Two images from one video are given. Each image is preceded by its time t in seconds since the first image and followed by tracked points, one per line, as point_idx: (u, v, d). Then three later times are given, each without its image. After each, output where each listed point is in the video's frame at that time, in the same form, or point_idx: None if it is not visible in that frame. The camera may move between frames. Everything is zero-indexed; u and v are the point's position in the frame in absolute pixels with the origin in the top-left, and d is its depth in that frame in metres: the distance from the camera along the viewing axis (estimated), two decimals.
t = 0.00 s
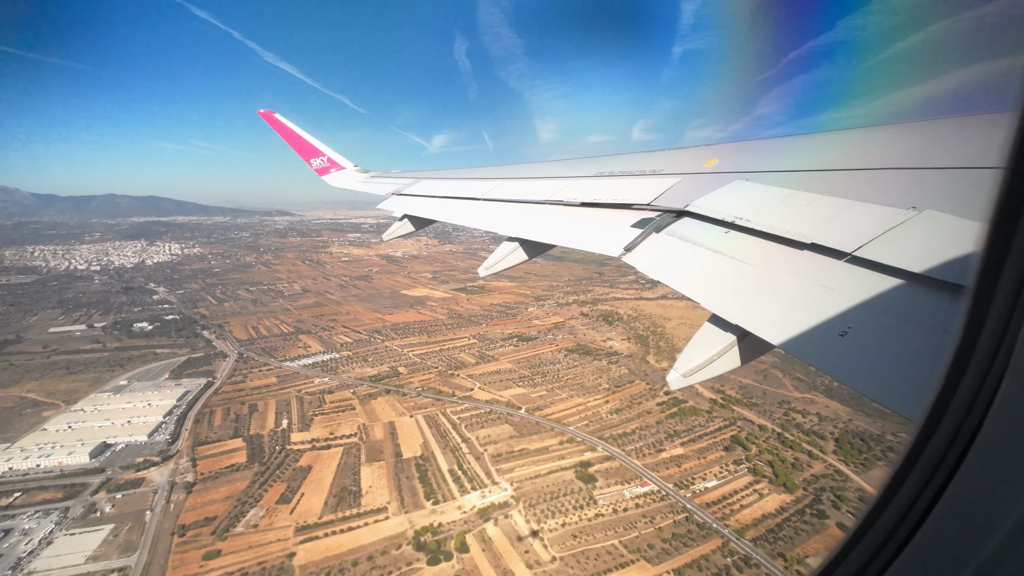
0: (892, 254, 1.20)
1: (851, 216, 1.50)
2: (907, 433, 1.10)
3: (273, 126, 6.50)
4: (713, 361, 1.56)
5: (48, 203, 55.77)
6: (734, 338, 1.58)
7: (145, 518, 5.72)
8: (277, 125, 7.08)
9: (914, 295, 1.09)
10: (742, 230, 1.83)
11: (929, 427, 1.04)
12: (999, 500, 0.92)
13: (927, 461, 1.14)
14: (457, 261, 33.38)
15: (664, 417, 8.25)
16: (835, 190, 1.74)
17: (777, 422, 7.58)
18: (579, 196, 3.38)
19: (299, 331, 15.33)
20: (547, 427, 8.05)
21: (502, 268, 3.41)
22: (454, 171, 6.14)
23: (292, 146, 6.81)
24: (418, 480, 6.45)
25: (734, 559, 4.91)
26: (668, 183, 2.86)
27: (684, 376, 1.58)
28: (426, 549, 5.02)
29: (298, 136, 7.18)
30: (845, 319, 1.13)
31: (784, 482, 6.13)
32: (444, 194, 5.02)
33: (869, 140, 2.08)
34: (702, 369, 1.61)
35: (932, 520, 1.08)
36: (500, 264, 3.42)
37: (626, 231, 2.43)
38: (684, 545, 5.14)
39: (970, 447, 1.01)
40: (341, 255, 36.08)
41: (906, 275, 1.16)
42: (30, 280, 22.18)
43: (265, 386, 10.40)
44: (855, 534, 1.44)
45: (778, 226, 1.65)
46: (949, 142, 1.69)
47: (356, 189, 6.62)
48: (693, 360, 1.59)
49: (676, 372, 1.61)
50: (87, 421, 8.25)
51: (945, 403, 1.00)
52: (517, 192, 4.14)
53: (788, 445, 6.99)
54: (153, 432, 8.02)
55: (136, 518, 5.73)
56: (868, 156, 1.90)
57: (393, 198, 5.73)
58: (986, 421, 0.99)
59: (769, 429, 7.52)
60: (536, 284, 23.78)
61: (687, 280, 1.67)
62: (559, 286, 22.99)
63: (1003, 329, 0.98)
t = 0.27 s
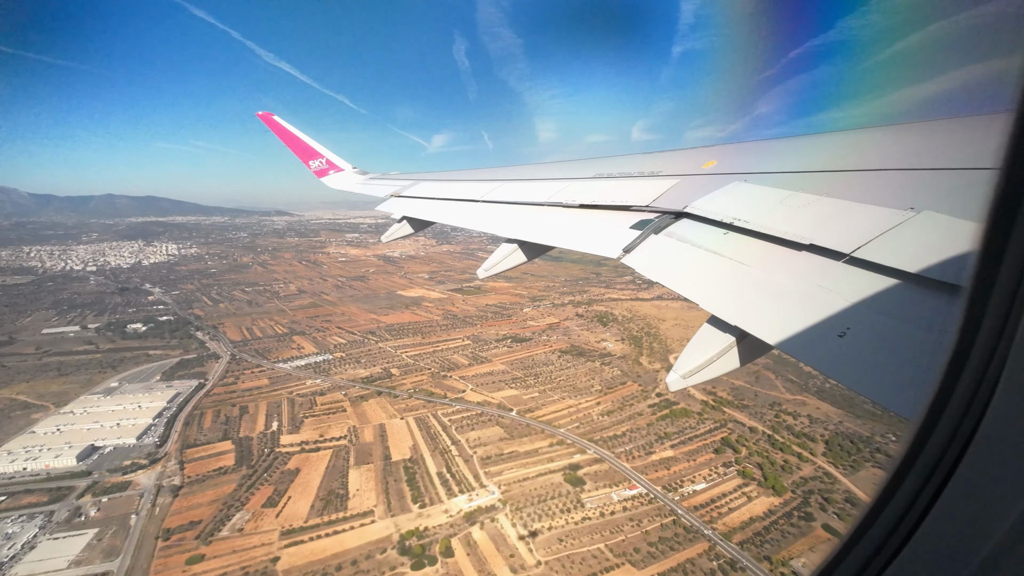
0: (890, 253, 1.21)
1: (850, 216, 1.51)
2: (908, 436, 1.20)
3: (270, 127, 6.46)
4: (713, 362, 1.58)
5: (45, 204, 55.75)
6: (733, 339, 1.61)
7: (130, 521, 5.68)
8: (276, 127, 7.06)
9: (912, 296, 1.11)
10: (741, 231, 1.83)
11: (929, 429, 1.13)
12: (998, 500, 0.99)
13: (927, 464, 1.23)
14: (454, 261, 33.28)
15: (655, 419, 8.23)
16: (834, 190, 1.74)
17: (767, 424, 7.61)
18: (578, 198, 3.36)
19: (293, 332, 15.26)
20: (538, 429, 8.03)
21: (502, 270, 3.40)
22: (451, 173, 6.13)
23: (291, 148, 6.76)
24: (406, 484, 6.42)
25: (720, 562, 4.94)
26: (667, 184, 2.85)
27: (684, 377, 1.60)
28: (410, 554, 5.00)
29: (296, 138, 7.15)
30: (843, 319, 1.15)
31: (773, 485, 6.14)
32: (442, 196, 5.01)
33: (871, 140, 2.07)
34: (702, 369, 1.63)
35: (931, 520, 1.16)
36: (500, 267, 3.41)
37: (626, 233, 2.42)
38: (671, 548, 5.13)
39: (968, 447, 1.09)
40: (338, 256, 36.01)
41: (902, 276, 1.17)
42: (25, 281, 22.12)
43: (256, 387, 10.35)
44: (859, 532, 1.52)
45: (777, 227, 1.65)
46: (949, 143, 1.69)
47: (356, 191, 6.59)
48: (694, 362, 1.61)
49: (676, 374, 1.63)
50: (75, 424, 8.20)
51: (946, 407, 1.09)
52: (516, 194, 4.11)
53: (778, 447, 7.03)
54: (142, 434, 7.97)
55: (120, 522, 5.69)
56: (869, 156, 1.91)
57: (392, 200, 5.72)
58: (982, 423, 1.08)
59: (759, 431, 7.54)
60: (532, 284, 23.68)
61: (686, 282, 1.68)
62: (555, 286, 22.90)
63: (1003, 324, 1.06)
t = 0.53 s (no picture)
0: (889, 254, 1.20)
1: (849, 217, 1.49)
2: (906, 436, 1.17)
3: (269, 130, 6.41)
4: (711, 363, 1.55)
5: (43, 204, 55.60)
6: (733, 340, 1.57)
7: (114, 525, 5.65)
8: (275, 130, 7.01)
9: (909, 297, 1.10)
10: (739, 233, 1.81)
11: (929, 428, 1.10)
12: (999, 499, 0.96)
13: (924, 466, 1.20)
14: (451, 261, 33.23)
15: (646, 420, 8.21)
16: (831, 191, 1.73)
17: (757, 425, 7.61)
18: (576, 201, 3.34)
19: (287, 333, 15.22)
20: (528, 431, 8.01)
21: (498, 273, 3.40)
22: (447, 176, 6.11)
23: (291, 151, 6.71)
24: (394, 486, 6.40)
25: (705, 565, 4.94)
26: (665, 187, 2.83)
27: (683, 379, 1.55)
28: (394, 557, 4.98)
29: (297, 143, 7.11)
30: (842, 321, 1.14)
31: (761, 487, 6.12)
32: (438, 199, 4.99)
33: (871, 142, 2.05)
34: (701, 372, 1.59)
35: (928, 523, 1.12)
36: (496, 270, 3.41)
37: (625, 236, 2.42)
38: (657, 551, 5.11)
39: (966, 447, 1.07)
40: (335, 256, 35.94)
41: (900, 276, 1.16)
42: (20, 281, 22.08)
43: (248, 389, 10.32)
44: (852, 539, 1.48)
45: (774, 229, 1.64)
46: (949, 144, 1.67)
47: (354, 194, 6.54)
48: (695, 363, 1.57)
49: (676, 375, 1.57)
50: (64, 426, 8.17)
51: (946, 407, 1.07)
52: (513, 196, 4.08)
53: (767, 449, 7.02)
54: (131, 436, 7.94)
55: (105, 525, 5.66)
56: (868, 157, 1.89)
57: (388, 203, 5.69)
58: (981, 422, 1.05)
59: (749, 432, 7.51)
60: (528, 284, 23.63)
61: (685, 284, 1.66)
62: (551, 286, 22.84)
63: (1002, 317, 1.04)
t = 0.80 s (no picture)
0: (889, 256, 1.25)
1: (848, 220, 1.55)
2: (906, 438, 1.15)
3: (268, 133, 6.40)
4: (711, 365, 1.65)
5: (41, 203, 55.63)
6: (732, 341, 1.67)
7: (99, 527, 5.63)
8: (275, 132, 6.98)
9: (908, 295, 1.14)
10: (740, 234, 1.86)
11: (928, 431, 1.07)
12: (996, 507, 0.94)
13: (926, 468, 1.18)
14: (448, 260, 33.16)
15: (637, 420, 8.18)
16: (831, 194, 1.79)
17: (748, 425, 7.58)
18: (575, 202, 3.33)
19: (281, 332, 15.19)
20: (518, 431, 7.99)
21: (498, 275, 3.41)
22: (444, 179, 6.11)
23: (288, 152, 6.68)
24: (381, 488, 6.38)
25: (690, 567, 4.93)
26: (664, 188, 2.84)
27: (684, 381, 1.69)
28: (378, 560, 4.96)
29: (295, 144, 7.10)
30: (842, 323, 1.16)
31: (749, 488, 6.11)
32: (435, 202, 4.98)
33: (873, 142, 2.12)
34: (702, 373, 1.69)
35: (930, 527, 1.10)
36: (496, 272, 3.40)
37: (625, 238, 2.45)
38: (642, 553, 5.10)
39: (969, 451, 1.04)
40: (332, 254, 35.85)
41: (897, 278, 1.21)
42: (16, 281, 22.08)
43: (240, 389, 10.31)
44: (858, 540, 1.47)
45: (775, 231, 1.69)
46: (947, 147, 1.73)
47: (354, 197, 6.52)
48: (693, 365, 1.68)
49: (677, 377, 1.71)
50: (53, 427, 8.14)
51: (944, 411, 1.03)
52: (510, 199, 4.08)
53: (757, 449, 7.00)
54: (120, 437, 7.92)
55: (90, 528, 5.63)
56: (868, 159, 1.96)
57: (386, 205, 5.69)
58: (982, 426, 1.02)
59: (739, 432, 7.48)
60: (524, 283, 23.57)
61: (686, 283, 1.72)
62: (548, 285, 22.78)
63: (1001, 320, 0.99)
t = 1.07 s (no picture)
0: (889, 255, 1.28)
1: (848, 219, 1.57)
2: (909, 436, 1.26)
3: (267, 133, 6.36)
4: (711, 364, 1.63)
5: (37, 200, 55.47)
6: (732, 342, 1.65)
7: (85, 527, 5.61)
8: (272, 132, 6.92)
9: (908, 294, 1.18)
10: (739, 234, 1.88)
11: (932, 427, 1.18)
12: (998, 499, 1.04)
13: (925, 467, 1.28)
14: (445, 257, 33.04)
15: (627, 419, 8.17)
16: (831, 193, 1.81)
17: (738, 424, 7.58)
18: (574, 203, 3.30)
19: (274, 330, 15.14)
20: (509, 430, 7.98)
21: (498, 276, 3.34)
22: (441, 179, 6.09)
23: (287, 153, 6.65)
24: (369, 487, 6.38)
25: (675, 566, 4.93)
26: (663, 188, 2.81)
27: (683, 379, 1.68)
28: (363, 560, 4.97)
29: (296, 146, 7.08)
30: (843, 321, 1.21)
31: (737, 487, 6.11)
32: (432, 203, 4.97)
33: (871, 142, 2.13)
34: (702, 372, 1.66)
35: (931, 522, 1.20)
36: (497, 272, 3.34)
37: (624, 238, 2.44)
38: (627, 552, 5.11)
39: (969, 447, 1.14)
40: (328, 251, 35.71)
41: (896, 278, 1.25)
42: (10, 279, 21.99)
43: (231, 387, 10.29)
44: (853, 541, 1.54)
45: (775, 231, 1.71)
46: (944, 147, 1.74)
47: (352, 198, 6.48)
48: (693, 365, 1.65)
49: (676, 376, 1.69)
50: (42, 425, 8.11)
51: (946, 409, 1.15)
52: (508, 199, 4.05)
53: (746, 448, 7.01)
54: (108, 436, 7.89)
55: (75, 528, 5.62)
56: (866, 158, 1.97)
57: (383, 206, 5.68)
58: (981, 423, 1.13)
59: (729, 431, 7.49)
60: (520, 279, 23.49)
61: (686, 284, 1.74)
62: (544, 282, 22.71)
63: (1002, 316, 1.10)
